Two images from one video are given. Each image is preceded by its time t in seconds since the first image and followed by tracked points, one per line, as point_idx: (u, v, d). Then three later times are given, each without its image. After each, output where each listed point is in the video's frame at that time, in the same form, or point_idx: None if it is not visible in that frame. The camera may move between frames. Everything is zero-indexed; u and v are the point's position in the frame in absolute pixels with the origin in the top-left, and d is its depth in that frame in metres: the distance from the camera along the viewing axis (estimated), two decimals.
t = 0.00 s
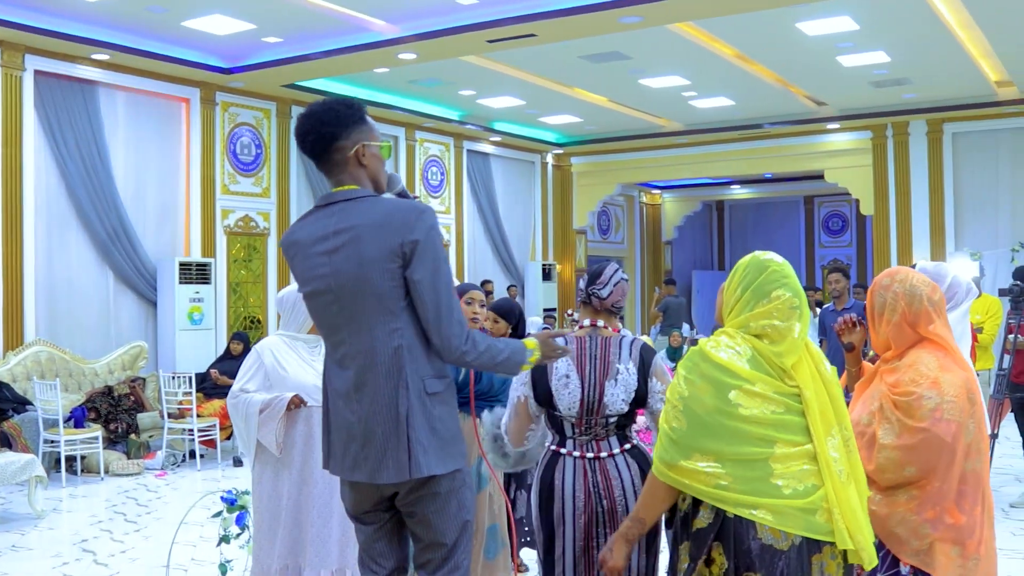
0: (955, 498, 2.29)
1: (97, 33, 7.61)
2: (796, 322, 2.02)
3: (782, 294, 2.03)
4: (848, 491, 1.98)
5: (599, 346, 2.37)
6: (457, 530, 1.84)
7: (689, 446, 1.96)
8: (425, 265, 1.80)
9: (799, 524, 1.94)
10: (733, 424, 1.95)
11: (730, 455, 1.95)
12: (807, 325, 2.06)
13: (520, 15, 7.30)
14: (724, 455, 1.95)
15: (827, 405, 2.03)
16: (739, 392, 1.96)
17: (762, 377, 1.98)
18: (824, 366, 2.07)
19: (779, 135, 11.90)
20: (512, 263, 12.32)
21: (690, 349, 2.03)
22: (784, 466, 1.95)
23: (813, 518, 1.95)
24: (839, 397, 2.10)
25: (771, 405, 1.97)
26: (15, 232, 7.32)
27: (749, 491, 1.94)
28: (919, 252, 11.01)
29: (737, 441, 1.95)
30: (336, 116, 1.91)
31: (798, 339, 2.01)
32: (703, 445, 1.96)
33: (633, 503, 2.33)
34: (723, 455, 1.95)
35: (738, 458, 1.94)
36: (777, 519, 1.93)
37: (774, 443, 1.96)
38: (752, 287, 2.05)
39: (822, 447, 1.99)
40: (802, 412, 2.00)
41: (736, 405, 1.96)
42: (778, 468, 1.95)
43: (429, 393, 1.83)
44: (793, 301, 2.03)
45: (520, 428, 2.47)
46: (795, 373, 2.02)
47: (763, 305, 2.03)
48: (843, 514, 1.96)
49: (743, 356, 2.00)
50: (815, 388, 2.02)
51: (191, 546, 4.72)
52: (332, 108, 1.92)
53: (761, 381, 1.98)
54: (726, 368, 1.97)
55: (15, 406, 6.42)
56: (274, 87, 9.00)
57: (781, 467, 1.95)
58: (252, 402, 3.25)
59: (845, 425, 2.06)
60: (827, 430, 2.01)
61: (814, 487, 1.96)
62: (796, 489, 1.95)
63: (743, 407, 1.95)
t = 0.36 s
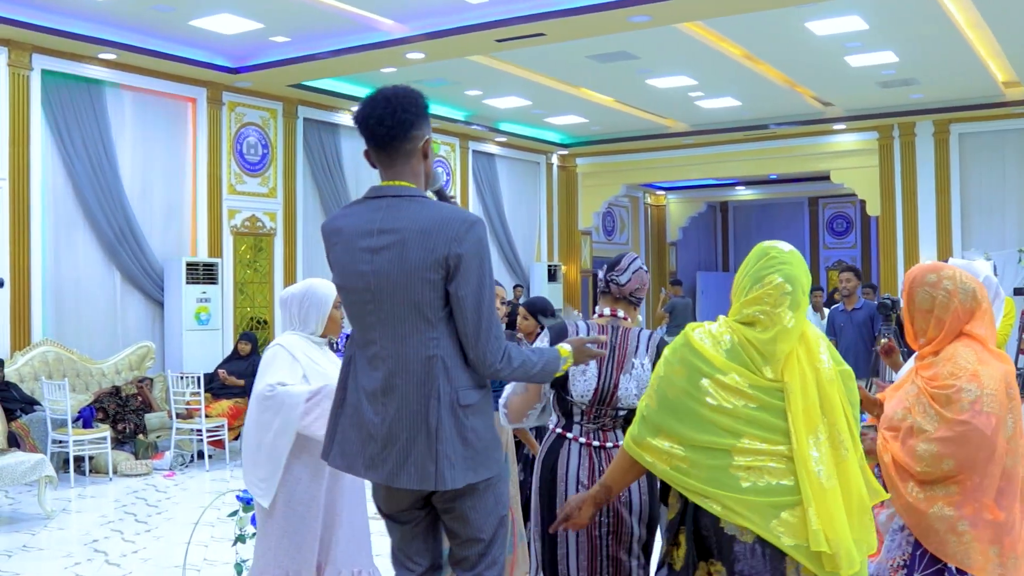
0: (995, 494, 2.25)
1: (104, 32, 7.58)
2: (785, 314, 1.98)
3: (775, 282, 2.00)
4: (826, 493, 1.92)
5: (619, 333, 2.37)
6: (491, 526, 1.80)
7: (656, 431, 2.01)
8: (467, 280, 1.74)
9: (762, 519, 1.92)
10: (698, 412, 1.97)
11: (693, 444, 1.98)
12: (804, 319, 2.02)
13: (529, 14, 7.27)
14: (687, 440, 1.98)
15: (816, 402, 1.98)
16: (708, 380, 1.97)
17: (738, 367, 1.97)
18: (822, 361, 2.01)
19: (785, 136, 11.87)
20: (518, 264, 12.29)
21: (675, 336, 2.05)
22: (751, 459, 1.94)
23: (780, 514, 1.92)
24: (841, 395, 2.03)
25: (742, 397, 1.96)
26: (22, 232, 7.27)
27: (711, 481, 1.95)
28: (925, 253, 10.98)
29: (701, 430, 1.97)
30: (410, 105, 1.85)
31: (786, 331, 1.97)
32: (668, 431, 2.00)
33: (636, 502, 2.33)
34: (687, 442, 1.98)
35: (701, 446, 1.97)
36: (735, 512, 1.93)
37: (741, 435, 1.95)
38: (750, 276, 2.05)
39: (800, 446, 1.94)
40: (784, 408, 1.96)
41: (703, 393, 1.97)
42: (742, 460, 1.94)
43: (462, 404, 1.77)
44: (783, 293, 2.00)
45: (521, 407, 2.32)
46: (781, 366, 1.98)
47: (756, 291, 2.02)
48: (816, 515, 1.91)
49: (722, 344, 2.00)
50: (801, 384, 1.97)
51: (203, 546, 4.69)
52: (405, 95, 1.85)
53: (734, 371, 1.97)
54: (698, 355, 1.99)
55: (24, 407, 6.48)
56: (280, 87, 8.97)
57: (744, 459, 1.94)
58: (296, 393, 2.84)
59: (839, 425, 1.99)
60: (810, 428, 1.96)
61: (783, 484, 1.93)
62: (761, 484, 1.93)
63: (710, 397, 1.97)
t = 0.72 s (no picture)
0: (962, 482, 2.26)
1: (117, 34, 7.59)
2: (749, 303, 2.10)
3: (739, 276, 2.13)
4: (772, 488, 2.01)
5: (611, 331, 2.45)
6: (513, 526, 1.74)
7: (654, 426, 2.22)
8: (488, 254, 1.72)
9: (723, 513, 2.07)
10: (677, 407, 2.17)
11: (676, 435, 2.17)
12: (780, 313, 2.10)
13: (542, 14, 7.27)
14: (671, 435, 2.18)
15: (780, 397, 2.05)
16: (686, 376, 2.17)
17: (713, 364, 2.14)
18: (800, 356, 2.05)
19: (797, 136, 11.85)
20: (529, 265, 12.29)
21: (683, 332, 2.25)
22: (716, 454, 2.11)
23: (732, 508, 2.06)
24: (823, 389, 2.05)
25: (714, 393, 2.13)
26: (36, 234, 7.28)
27: (682, 473, 2.14)
28: (937, 254, 10.96)
29: (679, 424, 2.16)
30: (426, 107, 1.82)
31: (748, 324, 2.08)
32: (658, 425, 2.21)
33: (609, 503, 2.39)
34: (670, 436, 2.18)
35: (680, 440, 2.16)
36: (696, 505, 2.10)
37: (709, 428, 2.12)
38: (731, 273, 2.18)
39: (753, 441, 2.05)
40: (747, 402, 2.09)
41: (683, 391, 2.17)
42: (710, 453, 2.12)
43: (489, 380, 1.73)
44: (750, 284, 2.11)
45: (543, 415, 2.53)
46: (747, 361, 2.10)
47: (729, 287, 2.16)
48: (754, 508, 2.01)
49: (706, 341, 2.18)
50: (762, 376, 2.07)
51: (218, 546, 4.70)
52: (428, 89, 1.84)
53: (709, 366, 2.14)
54: (683, 352, 2.20)
55: (38, 407, 6.54)
56: (293, 88, 8.97)
57: (710, 452, 2.12)
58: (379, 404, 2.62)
59: (802, 422, 2.03)
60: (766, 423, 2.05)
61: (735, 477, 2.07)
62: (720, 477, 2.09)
63: (687, 391, 2.16)
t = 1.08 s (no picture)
0: (974, 493, 2.22)
1: (136, 36, 7.61)
2: (768, 312, 2.10)
3: (759, 283, 2.13)
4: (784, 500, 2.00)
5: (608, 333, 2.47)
6: (544, 527, 1.73)
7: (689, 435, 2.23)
8: (520, 259, 1.70)
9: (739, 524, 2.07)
10: (703, 416, 2.17)
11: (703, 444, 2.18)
12: (796, 320, 2.09)
13: (560, 15, 7.25)
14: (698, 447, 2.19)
15: (793, 406, 2.03)
16: (711, 385, 2.17)
17: (735, 373, 2.14)
18: (814, 364, 2.03)
19: (814, 137, 11.82)
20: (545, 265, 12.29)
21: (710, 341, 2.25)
22: (736, 463, 2.11)
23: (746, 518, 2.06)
24: (837, 400, 2.02)
25: (734, 402, 2.13)
26: (55, 234, 7.31)
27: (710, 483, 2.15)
28: (956, 255, 10.90)
29: (704, 434, 2.17)
30: (457, 100, 1.81)
31: (765, 332, 2.08)
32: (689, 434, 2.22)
33: (623, 506, 2.38)
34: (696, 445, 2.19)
35: (705, 449, 2.17)
36: (721, 513, 2.12)
37: (729, 438, 2.12)
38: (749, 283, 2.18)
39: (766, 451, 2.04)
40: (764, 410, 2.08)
41: (710, 401, 2.17)
42: (733, 463, 2.12)
43: (516, 388, 1.72)
44: (769, 291, 2.11)
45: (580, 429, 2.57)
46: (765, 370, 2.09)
47: (748, 298, 2.16)
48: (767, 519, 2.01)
49: (729, 350, 2.17)
50: (778, 384, 2.06)
51: (239, 547, 4.72)
52: (449, 89, 1.83)
53: (731, 376, 2.14)
54: (709, 362, 2.20)
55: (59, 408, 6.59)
56: (310, 89, 8.98)
57: (731, 464, 2.12)
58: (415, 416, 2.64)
59: (812, 431, 2.00)
60: (777, 430, 2.04)
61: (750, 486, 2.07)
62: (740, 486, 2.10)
63: (712, 400, 2.16)
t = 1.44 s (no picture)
0: (986, 498, 2.24)
1: (152, 39, 7.63)
2: (833, 317, 1.93)
3: (816, 284, 1.96)
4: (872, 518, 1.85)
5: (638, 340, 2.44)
6: (565, 538, 1.72)
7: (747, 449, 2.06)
8: (532, 272, 1.68)
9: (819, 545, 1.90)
10: (765, 432, 1.99)
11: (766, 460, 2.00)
12: (859, 323, 1.93)
13: (575, 17, 7.24)
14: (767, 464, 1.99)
15: (870, 418, 1.87)
16: (773, 399, 1.98)
17: (799, 384, 1.95)
18: (887, 373, 1.88)
19: (829, 138, 11.78)
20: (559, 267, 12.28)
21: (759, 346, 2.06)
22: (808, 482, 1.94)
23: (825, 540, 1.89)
24: (908, 407, 1.88)
25: (801, 416, 1.94)
26: (72, 237, 7.33)
27: (776, 502, 1.97)
28: (972, 256, 10.85)
29: (770, 450, 1.99)
30: (481, 111, 1.81)
31: (833, 339, 1.91)
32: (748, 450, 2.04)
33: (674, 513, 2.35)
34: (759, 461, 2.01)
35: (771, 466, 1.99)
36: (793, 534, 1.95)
37: (800, 454, 1.94)
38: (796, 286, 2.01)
39: (845, 467, 1.88)
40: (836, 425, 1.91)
41: (772, 418, 1.98)
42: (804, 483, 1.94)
43: (527, 402, 1.70)
44: (829, 295, 1.94)
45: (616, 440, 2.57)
46: (835, 381, 1.91)
47: (803, 303, 1.99)
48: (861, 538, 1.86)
49: (788, 360, 1.98)
50: (852, 394, 1.89)
51: (256, 551, 4.72)
52: (475, 99, 1.82)
53: (794, 388, 1.95)
54: (765, 373, 2.00)
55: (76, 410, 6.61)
56: (325, 92, 8.99)
57: (805, 481, 1.94)
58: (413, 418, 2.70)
59: (890, 443, 1.86)
60: (850, 444, 1.88)
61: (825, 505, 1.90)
62: (812, 507, 1.92)
63: (774, 415, 1.98)
